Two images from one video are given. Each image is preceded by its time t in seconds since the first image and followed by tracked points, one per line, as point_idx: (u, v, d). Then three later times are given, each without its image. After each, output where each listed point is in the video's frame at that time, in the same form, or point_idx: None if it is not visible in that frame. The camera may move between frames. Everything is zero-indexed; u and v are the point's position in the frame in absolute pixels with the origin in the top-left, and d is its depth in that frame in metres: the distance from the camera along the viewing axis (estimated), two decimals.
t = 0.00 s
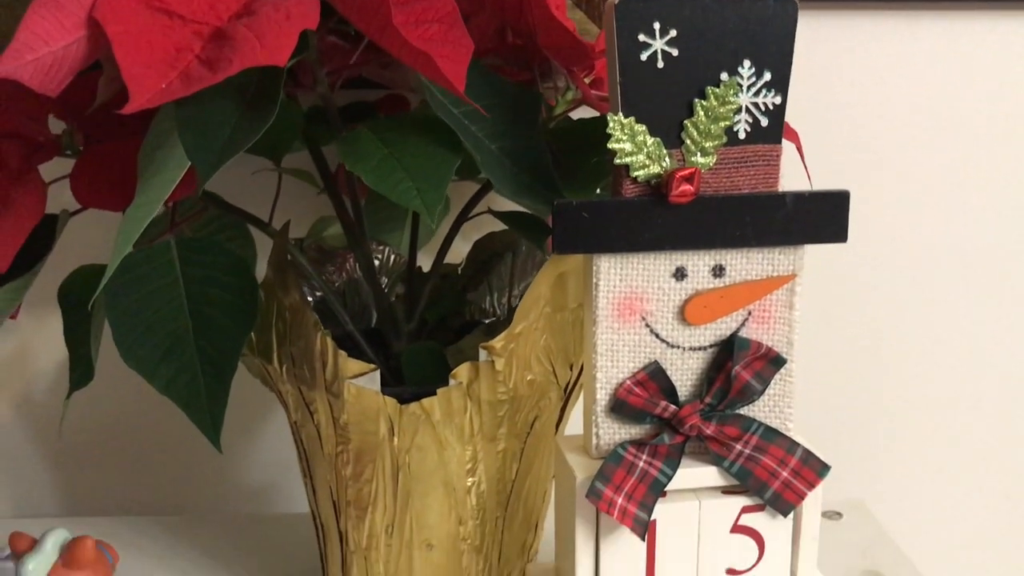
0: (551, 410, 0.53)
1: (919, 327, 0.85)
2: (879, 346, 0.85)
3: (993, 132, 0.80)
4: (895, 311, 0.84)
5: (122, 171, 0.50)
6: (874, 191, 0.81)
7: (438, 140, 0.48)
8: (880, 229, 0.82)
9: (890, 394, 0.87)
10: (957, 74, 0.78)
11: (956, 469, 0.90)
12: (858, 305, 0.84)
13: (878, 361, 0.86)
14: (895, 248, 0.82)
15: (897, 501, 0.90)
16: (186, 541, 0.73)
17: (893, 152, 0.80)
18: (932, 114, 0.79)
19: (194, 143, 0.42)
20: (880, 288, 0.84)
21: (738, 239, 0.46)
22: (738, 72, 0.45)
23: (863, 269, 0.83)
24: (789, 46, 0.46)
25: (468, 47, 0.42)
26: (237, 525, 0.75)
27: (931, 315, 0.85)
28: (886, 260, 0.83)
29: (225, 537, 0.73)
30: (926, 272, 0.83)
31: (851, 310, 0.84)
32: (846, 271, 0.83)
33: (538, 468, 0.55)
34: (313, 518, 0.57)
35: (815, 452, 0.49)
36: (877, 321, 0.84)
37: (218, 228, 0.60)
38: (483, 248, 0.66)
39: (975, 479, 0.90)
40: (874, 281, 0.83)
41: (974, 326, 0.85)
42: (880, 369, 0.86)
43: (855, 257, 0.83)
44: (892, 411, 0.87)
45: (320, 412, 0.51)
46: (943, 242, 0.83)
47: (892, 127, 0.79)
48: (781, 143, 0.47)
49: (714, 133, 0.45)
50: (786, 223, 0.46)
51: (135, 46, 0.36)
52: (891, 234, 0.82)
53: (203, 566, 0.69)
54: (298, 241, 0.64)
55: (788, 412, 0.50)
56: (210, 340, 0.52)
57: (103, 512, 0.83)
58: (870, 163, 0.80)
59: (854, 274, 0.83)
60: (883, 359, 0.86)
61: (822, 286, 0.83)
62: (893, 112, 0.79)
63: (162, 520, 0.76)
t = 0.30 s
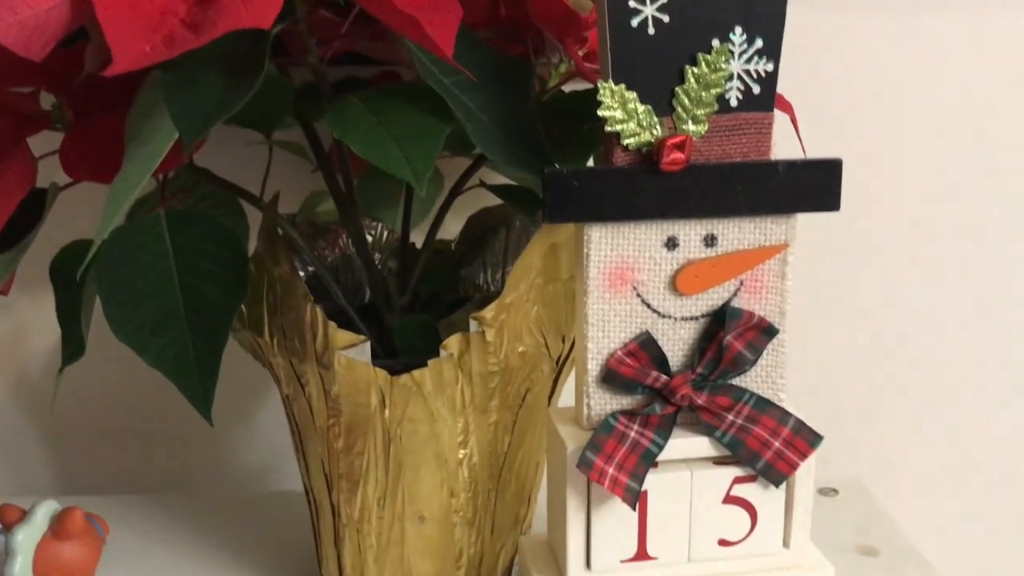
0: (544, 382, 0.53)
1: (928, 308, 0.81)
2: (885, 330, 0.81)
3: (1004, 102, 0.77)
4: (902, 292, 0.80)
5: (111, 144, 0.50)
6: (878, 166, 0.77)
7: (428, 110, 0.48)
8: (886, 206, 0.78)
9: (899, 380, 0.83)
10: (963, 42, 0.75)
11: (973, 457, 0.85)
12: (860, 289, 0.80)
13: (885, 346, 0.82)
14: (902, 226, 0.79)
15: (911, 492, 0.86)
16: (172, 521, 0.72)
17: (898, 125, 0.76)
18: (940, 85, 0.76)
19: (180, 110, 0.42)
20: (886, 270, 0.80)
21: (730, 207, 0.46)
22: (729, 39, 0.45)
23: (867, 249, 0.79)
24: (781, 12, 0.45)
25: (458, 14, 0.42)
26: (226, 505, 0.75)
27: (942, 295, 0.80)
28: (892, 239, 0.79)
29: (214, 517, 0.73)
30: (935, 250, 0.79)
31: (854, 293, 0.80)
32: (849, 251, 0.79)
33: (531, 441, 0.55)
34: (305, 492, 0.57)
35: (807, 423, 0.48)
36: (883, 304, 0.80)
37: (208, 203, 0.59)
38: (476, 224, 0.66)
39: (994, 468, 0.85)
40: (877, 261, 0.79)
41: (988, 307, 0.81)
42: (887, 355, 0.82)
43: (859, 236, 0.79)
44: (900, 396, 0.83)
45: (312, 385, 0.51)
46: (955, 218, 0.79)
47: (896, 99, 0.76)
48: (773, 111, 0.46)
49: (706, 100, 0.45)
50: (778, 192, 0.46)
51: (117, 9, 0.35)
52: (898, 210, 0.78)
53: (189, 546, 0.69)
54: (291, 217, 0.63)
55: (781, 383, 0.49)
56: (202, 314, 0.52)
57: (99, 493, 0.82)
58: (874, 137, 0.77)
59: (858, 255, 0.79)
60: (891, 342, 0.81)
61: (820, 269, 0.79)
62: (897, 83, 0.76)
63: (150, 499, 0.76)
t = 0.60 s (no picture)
0: (534, 353, 0.53)
1: (920, 283, 0.80)
2: (879, 304, 0.81)
3: (1000, 75, 0.76)
4: (895, 267, 0.80)
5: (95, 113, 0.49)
6: (873, 139, 0.76)
7: (414, 76, 0.47)
8: (879, 180, 0.78)
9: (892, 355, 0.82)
10: (957, 13, 0.74)
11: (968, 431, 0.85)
12: (853, 262, 0.79)
13: (878, 321, 0.81)
14: (895, 200, 0.78)
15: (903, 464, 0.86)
16: (163, 497, 0.72)
17: (892, 99, 0.76)
18: (936, 57, 0.75)
19: (161, 75, 0.41)
20: (879, 245, 0.79)
21: (718, 172, 0.45)
22: (717, 2, 0.44)
23: (859, 223, 0.78)
24: None
25: None
26: (216, 479, 0.75)
27: (937, 270, 0.80)
28: (885, 213, 0.78)
29: (204, 491, 0.72)
30: (928, 224, 0.79)
31: (847, 266, 0.79)
32: (843, 225, 0.78)
33: (522, 412, 0.54)
34: (295, 466, 0.56)
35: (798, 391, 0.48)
36: (876, 278, 0.80)
37: (196, 175, 0.59)
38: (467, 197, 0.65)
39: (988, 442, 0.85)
40: (870, 236, 0.79)
41: (981, 282, 0.81)
42: (881, 329, 0.81)
43: (852, 209, 0.78)
44: (893, 371, 0.83)
45: (300, 355, 0.51)
46: (948, 192, 0.78)
47: (890, 71, 0.75)
48: (762, 75, 0.46)
49: (694, 64, 0.44)
50: (767, 157, 0.45)
51: None
52: (891, 185, 0.78)
53: (177, 518, 0.68)
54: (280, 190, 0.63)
55: (772, 350, 0.49)
56: (189, 284, 0.52)
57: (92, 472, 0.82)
58: (868, 109, 0.76)
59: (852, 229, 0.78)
60: (884, 318, 0.81)
61: (814, 242, 0.79)
62: (893, 55, 0.75)
63: (141, 475, 0.75)
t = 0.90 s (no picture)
0: (527, 329, 0.52)
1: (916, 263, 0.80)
2: (876, 284, 0.80)
3: (1000, 50, 0.75)
4: (893, 247, 0.79)
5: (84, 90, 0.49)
6: (872, 116, 0.76)
7: (406, 49, 0.46)
8: (878, 158, 0.77)
9: (890, 335, 0.82)
10: None
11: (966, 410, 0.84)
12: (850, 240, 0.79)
13: (876, 300, 0.81)
14: (894, 179, 0.77)
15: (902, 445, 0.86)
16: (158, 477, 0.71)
17: (891, 76, 0.75)
18: (936, 32, 0.74)
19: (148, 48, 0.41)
20: (877, 223, 0.79)
21: (711, 145, 0.45)
22: None
23: (855, 202, 0.78)
24: None
25: None
26: (212, 460, 0.74)
27: (935, 249, 0.79)
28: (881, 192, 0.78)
29: (200, 471, 0.72)
30: (927, 203, 0.78)
31: (844, 244, 0.79)
32: (840, 203, 0.78)
33: (516, 389, 0.54)
34: (289, 443, 0.56)
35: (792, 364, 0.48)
36: (873, 258, 0.80)
37: (189, 153, 0.58)
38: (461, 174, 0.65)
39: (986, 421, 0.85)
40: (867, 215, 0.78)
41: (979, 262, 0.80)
42: (879, 308, 0.81)
43: (850, 188, 0.77)
44: (891, 351, 0.82)
45: (292, 332, 0.50)
46: (947, 171, 0.78)
47: (889, 48, 0.74)
48: (756, 45, 0.45)
49: (687, 34, 0.44)
50: (760, 128, 0.45)
51: None
52: (890, 163, 0.77)
53: (172, 497, 0.68)
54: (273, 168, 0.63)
55: (767, 325, 0.49)
56: (180, 263, 0.51)
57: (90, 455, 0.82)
58: (866, 86, 0.75)
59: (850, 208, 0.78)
60: (881, 297, 0.81)
61: (811, 221, 0.78)
62: (892, 31, 0.74)
63: (138, 456, 0.75)
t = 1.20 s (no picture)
0: (525, 305, 0.52)
1: (922, 243, 0.79)
2: (879, 264, 0.79)
3: (1003, 29, 0.74)
4: (896, 227, 0.78)
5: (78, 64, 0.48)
6: (874, 96, 0.75)
7: (402, 20, 0.46)
8: (880, 136, 0.76)
9: (892, 316, 0.81)
10: None
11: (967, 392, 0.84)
12: (853, 220, 0.78)
13: (877, 281, 0.80)
14: (895, 157, 0.77)
15: (905, 428, 0.85)
16: (154, 457, 0.71)
17: (893, 56, 0.74)
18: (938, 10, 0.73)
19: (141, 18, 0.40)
20: (881, 201, 0.78)
21: (710, 116, 0.45)
22: None
23: (860, 179, 0.77)
24: None
25: None
26: (210, 440, 0.74)
27: (937, 228, 0.79)
28: (886, 170, 0.77)
29: (196, 449, 0.72)
30: (930, 182, 0.78)
31: (847, 223, 0.78)
32: (842, 182, 0.77)
33: (514, 365, 0.54)
34: (286, 420, 0.56)
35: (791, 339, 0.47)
36: (877, 238, 0.79)
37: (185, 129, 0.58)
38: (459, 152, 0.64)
39: (988, 403, 0.84)
40: (871, 193, 0.77)
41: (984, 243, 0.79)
42: (881, 289, 0.80)
43: (853, 166, 0.77)
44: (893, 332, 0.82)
45: (289, 307, 0.50)
46: (950, 150, 0.77)
47: (891, 26, 0.73)
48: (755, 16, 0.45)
49: (685, 5, 0.43)
50: (759, 100, 0.45)
51: None
52: (891, 141, 0.76)
53: (167, 476, 0.68)
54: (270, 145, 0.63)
55: (765, 298, 0.48)
56: (176, 238, 0.51)
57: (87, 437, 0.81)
58: (868, 64, 0.74)
59: (852, 187, 0.77)
60: (883, 279, 0.80)
61: (813, 201, 0.77)
62: (895, 9, 0.73)
63: (135, 437, 0.75)
